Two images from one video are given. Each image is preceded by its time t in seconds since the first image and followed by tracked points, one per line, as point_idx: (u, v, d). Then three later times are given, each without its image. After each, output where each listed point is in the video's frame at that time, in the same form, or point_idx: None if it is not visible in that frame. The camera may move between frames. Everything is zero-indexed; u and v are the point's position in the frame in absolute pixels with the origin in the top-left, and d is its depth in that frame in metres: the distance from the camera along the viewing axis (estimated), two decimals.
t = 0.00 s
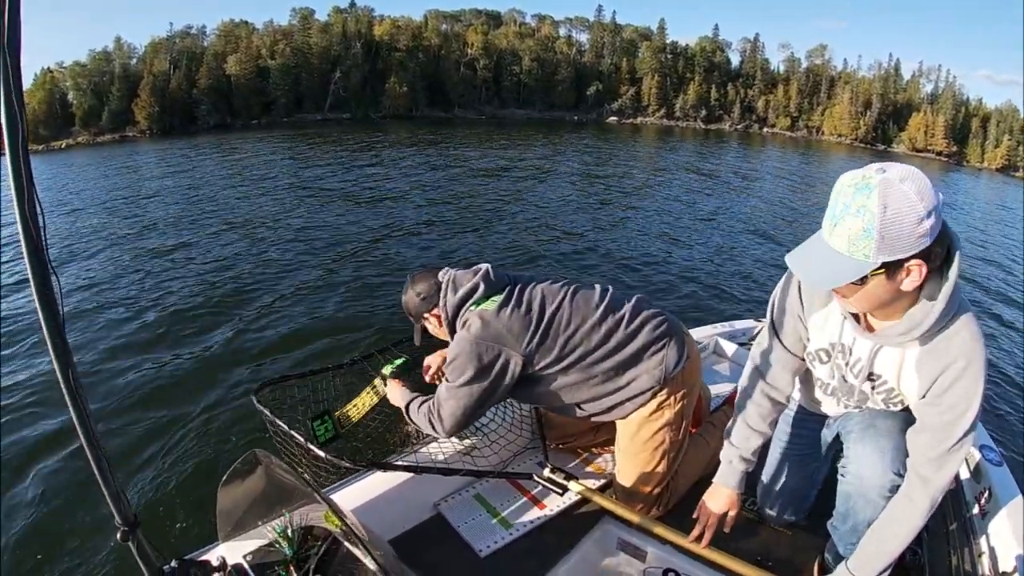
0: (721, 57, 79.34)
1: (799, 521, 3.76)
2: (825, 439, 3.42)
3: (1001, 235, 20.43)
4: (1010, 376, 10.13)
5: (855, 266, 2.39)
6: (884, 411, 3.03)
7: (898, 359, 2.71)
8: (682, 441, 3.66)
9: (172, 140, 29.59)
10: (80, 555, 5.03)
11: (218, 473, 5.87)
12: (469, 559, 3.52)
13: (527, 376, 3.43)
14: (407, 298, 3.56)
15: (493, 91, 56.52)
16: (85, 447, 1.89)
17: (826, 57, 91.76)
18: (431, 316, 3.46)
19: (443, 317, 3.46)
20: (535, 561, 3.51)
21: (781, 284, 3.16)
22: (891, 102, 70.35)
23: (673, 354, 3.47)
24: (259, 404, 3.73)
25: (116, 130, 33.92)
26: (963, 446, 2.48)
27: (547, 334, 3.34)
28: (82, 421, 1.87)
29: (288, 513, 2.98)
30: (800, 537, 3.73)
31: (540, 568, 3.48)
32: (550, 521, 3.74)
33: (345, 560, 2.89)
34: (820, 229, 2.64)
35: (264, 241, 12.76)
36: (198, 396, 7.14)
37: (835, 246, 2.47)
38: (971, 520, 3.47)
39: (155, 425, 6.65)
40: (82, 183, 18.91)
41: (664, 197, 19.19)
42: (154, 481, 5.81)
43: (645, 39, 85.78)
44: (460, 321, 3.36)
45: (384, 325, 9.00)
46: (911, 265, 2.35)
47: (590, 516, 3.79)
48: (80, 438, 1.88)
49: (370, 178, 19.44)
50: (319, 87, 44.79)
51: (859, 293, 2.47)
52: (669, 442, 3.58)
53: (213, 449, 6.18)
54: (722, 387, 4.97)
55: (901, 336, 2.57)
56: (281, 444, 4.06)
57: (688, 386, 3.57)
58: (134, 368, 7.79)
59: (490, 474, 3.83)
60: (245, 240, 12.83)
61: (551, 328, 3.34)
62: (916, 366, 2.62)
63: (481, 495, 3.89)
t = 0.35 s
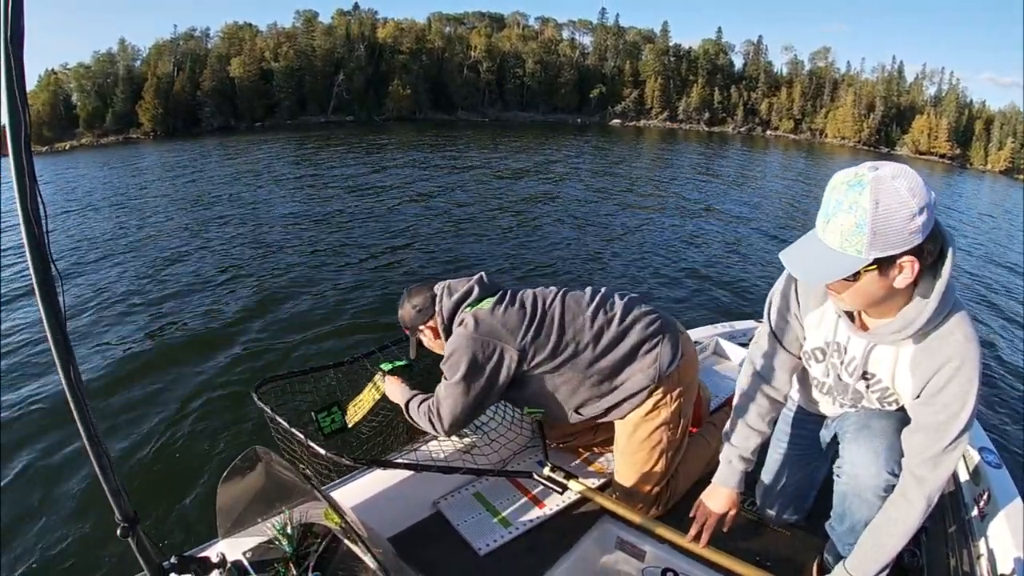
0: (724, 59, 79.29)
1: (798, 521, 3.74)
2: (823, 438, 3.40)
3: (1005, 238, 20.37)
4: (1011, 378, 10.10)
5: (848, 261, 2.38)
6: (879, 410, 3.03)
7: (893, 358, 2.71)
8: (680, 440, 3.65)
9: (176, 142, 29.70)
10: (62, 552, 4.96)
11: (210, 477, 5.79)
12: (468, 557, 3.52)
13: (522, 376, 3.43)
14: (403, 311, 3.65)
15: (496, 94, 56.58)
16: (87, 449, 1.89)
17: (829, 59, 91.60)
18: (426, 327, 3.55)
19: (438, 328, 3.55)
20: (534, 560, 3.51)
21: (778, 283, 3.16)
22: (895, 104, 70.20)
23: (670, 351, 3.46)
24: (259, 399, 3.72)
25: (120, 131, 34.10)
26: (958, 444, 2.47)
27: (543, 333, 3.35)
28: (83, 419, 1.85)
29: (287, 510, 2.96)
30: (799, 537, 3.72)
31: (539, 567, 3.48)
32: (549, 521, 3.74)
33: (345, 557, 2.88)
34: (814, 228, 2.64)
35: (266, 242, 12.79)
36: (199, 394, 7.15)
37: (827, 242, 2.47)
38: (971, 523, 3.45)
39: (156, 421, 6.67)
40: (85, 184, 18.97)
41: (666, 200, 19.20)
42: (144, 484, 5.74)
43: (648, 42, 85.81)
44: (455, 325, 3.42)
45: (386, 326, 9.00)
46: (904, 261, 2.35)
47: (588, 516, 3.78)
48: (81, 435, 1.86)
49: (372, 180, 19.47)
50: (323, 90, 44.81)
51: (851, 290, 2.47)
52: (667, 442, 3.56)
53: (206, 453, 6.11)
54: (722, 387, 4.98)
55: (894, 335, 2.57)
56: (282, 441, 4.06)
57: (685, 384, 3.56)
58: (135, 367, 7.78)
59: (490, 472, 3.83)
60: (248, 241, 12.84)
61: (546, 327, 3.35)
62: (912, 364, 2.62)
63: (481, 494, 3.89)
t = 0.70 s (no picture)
0: (725, 61, 79.34)
1: (797, 523, 3.74)
2: (822, 439, 3.40)
3: (1006, 238, 20.33)
4: (1011, 377, 10.08)
5: (847, 258, 2.38)
6: (876, 409, 3.02)
7: (891, 357, 2.71)
8: (678, 442, 3.65)
9: (178, 146, 29.81)
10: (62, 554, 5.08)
11: (217, 478, 5.89)
12: (467, 561, 3.51)
13: (518, 381, 3.41)
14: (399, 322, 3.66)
15: (497, 97, 56.67)
16: (90, 458, 1.89)
17: (830, 60, 91.60)
18: (422, 336, 3.56)
19: (434, 339, 3.57)
20: (534, 564, 3.49)
21: (776, 283, 3.16)
22: (896, 105, 70.11)
23: (665, 353, 3.45)
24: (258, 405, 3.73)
25: (122, 136, 34.29)
26: (957, 444, 2.47)
27: (540, 334, 3.35)
28: (82, 425, 1.85)
29: (286, 516, 2.96)
30: (798, 538, 3.72)
31: (540, 570, 3.46)
32: (548, 524, 3.73)
33: (344, 561, 2.92)
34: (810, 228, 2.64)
35: (267, 246, 12.81)
36: (198, 399, 7.15)
37: (824, 240, 2.47)
38: (971, 522, 3.44)
39: (155, 427, 6.68)
40: (88, 189, 19.04)
41: (667, 202, 19.21)
42: (151, 481, 5.86)
43: (649, 44, 85.89)
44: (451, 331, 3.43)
45: (386, 330, 9.00)
46: (901, 258, 2.35)
47: (588, 519, 3.78)
48: (81, 441, 1.86)
49: (373, 183, 19.51)
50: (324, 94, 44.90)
51: (848, 288, 2.47)
52: (665, 444, 3.55)
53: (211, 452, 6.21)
54: (721, 388, 4.97)
55: (891, 335, 2.57)
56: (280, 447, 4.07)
57: (681, 385, 3.55)
58: (135, 373, 7.80)
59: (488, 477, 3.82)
60: (248, 246, 12.87)
61: (542, 331, 3.36)
62: (911, 364, 2.61)
63: (480, 498, 3.88)
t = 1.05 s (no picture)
0: (725, 63, 79.38)
1: (798, 527, 3.75)
2: (822, 445, 3.40)
3: (1006, 239, 20.35)
4: (1010, 379, 10.08)
5: (848, 258, 2.38)
6: (877, 413, 3.01)
7: (891, 360, 2.71)
8: (677, 447, 3.64)
9: (179, 148, 29.85)
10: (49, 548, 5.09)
11: (214, 487, 5.87)
12: (465, 568, 3.50)
13: (514, 389, 3.40)
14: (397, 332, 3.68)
15: (497, 99, 56.73)
16: (79, 456, 1.86)
17: (830, 62, 91.69)
18: (418, 346, 3.57)
19: (429, 349, 3.58)
20: (533, 570, 3.50)
21: (775, 287, 3.16)
22: (896, 106, 70.13)
23: (662, 358, 3.44)
24: (256, 411, 3.74)
25: (122, 137, 34.32)
26: (958, 447, 2.47)
27: (538, 338, 3.36)
28: (80, 434, 1.84)
29: (284, 524, 2.97)
30: (799, 543, 3.72)
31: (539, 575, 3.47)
32: (548, 530, 3.73)
33: (342, 569, 2.88)
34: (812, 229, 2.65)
35: (266, 248, 12.83)
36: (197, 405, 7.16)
37: (825, 242, 2.47)
38: (973, 524, 3.44)
39: (154, 433, 6.69)
40: (88, 191, 19.07)
41: (666, 204, 19.24)
42: (144, 485, 5.89)
43: (649, 46, 85.95)
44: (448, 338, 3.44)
45: (385, 332, 9.02)
46: (901, 260, 2.35)
47: (588, 524, 3.78)
48: (78, 449, 1.86)
49: (373, 186, 19.55)
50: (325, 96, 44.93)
51: (848, 290, 2.47)
52: (664, 449, 3.54)
53: (208, 459, 6.21)
54: (720, 392, 4.97)
55: (892, 339, 2.57)
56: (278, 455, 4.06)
57: (679, 389, 3.55)
58: (132, 377, 7.78)
59: (487, 484, 3.81)
60: (248, 248, 12.87)
61: (539, 336, 3.37)
62: (913, 367, 2.60)
63: (478, 505, 3.87)
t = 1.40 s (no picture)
0: (725, 64, 79.44)
1: (797, 530, 3.75)
2: (820, 447, 3.40)
3: (1005, 241, 20.40)
4: (1006, 380, 10.11)
5: (849, 263, 2.38)
6: (874, 416, 3.01)
7: (888, 363, 2.72)
8: (675, 448, 3.64)
9: (178, 148, 29.84)
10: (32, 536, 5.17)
11: (207, 490, 5.84)
12: (462, 569, 3.50)
13: (511, 390, 3.40)
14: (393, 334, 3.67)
15: (497, 100, 56.79)
16: (76, 459, 1.87)
17: (830, 64, 91.85)
18: (414, 347, 3.56)
19: (426, 350, 3.57)
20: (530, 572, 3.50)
21: (773, 289, 3.16)
22: (896, 108, 70.21)
23: (658, 359, 3.44)
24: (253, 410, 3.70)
25: (122, 137, 34.33)
26: (956, 450, 2.47)
27: (536, 340, 3.35)
28: (74, 437, 1.85)
29: (280, 525, 2.95)
30: (797, 546, 3.72)
31: None
32: (546, 532, 3.73)
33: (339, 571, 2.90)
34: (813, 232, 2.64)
35: (265, 249, 12.83)
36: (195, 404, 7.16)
37: (828, 247, 2.46)
38: (971, 528, 3.43)
39: (152, 431, 6.69)
40: (86, 190, 19.05)
41: (666, 205, 19.25)
42: (137, 482, 5.94)
43: (649, 47, 86.00)
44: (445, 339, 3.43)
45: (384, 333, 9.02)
46: (902, 263, 2.35)
47: (586, 527, 3.78)
48: (72, 451, 1.86)
49: (373, 186, 19.56)
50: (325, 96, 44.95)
51: (848, 294, 2.47)
52: (662, 450, 3.54)
53: (203, 461, 6.18)
54: (718, 395, 4.97)
55: (889, 342, 2.56)
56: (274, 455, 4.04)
57: (677, 391, 3.54)
58: (130, 376, 7.76)
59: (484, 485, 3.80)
60: (247, 248, 12.87)
61: (535, 337, 3.36)
62: (909, 370, 2.60)
63: (475, 506, 3.87)
